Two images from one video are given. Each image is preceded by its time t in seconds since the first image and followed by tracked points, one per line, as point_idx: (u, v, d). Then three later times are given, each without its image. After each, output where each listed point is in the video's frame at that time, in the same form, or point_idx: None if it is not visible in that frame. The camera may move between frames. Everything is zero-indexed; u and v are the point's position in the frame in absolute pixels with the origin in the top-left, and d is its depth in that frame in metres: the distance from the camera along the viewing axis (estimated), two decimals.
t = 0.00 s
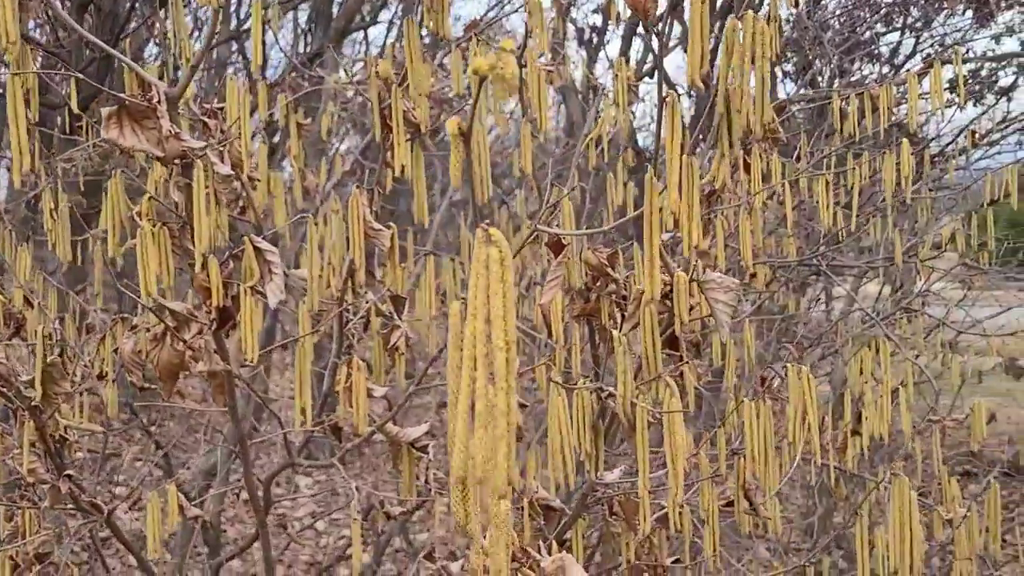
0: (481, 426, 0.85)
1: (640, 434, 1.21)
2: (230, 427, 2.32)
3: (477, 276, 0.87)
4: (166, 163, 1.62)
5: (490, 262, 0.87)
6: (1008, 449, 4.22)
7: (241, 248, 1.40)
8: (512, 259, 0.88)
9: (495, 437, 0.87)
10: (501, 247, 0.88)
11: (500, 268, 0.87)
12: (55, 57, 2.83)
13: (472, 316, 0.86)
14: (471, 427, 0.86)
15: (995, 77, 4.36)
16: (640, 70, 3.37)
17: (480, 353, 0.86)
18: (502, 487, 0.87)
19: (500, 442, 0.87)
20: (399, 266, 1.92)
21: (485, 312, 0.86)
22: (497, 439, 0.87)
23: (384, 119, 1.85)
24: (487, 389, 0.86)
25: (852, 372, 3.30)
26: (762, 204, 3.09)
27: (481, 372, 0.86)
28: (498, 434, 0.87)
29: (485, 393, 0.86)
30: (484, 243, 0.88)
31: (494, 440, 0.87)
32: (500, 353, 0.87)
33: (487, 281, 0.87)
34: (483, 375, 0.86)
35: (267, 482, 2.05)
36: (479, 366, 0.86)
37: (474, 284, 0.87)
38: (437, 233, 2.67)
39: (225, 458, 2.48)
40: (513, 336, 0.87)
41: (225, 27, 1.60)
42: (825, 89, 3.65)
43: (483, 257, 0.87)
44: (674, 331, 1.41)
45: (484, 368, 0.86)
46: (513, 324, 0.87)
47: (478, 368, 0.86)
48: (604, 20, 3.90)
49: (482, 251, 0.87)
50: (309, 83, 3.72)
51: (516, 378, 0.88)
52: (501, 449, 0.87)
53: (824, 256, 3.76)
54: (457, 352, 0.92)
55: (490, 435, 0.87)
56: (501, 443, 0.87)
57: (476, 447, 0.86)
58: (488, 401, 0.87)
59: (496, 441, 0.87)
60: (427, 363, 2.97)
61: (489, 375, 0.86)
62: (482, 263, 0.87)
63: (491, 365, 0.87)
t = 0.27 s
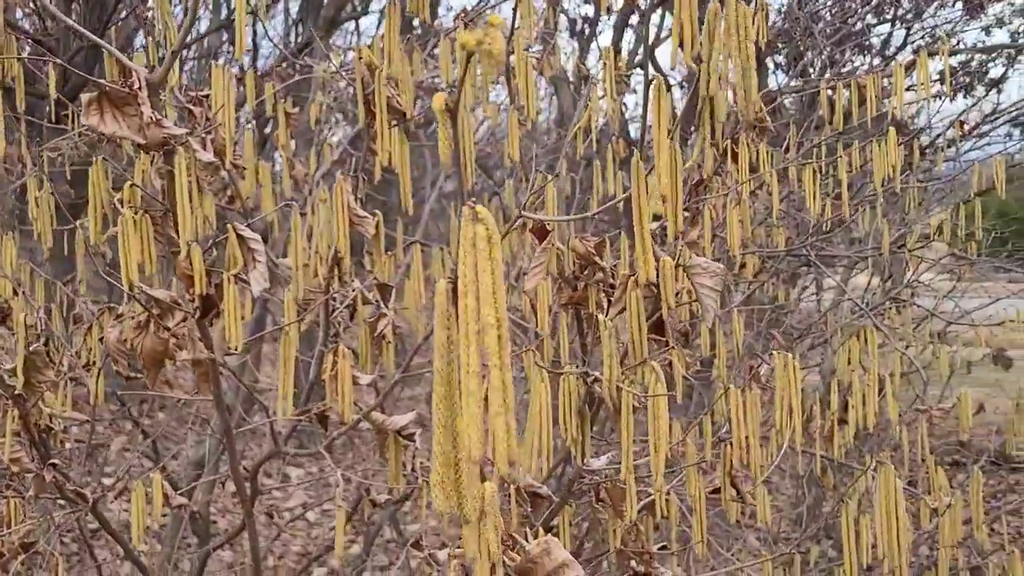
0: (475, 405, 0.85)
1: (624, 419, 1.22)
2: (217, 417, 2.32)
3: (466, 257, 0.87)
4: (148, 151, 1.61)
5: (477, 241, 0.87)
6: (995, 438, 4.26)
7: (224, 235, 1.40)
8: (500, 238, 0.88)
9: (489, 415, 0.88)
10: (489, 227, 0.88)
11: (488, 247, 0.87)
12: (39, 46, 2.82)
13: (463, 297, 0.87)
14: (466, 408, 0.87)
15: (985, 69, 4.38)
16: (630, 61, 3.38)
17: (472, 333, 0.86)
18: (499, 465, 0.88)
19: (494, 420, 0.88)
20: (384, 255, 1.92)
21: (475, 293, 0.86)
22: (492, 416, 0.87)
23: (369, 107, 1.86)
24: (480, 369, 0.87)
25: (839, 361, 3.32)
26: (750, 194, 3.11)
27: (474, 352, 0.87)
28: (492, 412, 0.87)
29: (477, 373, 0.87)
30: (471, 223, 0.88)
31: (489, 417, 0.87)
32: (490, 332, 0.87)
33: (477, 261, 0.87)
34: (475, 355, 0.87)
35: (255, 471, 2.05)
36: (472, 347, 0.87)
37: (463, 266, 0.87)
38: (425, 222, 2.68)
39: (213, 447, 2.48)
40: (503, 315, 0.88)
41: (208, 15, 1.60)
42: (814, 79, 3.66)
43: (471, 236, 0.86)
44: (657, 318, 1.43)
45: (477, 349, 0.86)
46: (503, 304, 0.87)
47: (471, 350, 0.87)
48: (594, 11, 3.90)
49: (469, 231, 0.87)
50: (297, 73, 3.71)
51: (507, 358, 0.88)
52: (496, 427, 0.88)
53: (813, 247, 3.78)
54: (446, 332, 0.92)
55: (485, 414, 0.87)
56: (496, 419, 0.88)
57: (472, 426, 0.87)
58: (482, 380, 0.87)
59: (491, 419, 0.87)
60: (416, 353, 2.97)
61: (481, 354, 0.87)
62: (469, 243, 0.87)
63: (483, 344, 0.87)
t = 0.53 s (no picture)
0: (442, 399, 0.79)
1: (608, 410, 1.25)
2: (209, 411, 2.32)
3: (438, 242, 0.80)
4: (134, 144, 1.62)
5: (452, 229, 0.80)
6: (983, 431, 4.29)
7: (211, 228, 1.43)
8: (473, 221, 0.81)
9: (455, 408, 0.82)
10: (461, 210, 0.80)
11: (462, 234, 0.80)
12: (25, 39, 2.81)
13: (434, 285, 0.79)
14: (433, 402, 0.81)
15: (974, 64, 4.40)
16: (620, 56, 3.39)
17: (443, 324, 0.79)
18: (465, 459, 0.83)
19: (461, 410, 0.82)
20: (372, 247, 1.93)
21: (448, 283, 0.79)
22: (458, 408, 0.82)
23: (357, 100, 1.87)
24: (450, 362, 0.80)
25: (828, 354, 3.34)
26: (739, 189, 3.12)
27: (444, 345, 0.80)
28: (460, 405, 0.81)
29: (447, 367, 0.80)
30: (445, 209, 0.81)
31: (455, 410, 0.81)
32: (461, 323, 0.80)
33: (449, 246, 0.80)
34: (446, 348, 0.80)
35: (243, 464, 2.05)
36: (440, 338, 0.80)
37: (435, 253, 0.80)
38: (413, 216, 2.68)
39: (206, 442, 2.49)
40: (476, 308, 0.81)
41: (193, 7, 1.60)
42: (804, 74, 3.68)
43: (445, 223, 0.79)
44: (641, 310, 1.45)
45: (446, 340, 0.79)
46: (476, 295, 0.80)
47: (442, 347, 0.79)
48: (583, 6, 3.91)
49: (443, 217, 0.80)
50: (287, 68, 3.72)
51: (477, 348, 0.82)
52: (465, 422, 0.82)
53: (802, 240, 3.79)
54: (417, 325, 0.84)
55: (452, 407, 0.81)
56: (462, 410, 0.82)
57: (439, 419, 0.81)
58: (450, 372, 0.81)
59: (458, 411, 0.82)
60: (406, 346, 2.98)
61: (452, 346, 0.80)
62: (443, 231, 0.80)
63: (452, 335, 0.80)
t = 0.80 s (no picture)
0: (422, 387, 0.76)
1: (595, 395, 1.27)
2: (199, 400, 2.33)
3: (419, 227, 0.78)
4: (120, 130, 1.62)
5: (432, 214, 0.78)
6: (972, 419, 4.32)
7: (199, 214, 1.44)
8: (453, 207, 0.79)
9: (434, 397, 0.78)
10: (442, 197, 0.78)
11: (442, 220, 0.78)
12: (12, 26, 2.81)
13: (415, 270, 0.77)
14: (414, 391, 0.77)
15: (966, 54, 4.41)
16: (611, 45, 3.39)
17: (423, 310, 0.77)
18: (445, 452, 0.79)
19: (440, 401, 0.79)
20: (361, 234, 1.94)
21: (429, 268, 0.77)
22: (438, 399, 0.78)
23: (345, 88, 1.87)
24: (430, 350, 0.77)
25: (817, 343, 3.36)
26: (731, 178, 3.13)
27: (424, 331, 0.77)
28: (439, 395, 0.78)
29: (429, 354, 0.77)
30: (425, 194, 0.79)
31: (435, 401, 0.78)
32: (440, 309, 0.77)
33: (428, 231, 0.78)
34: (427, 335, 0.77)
35: (233, 452, 2.06)
36: (421, 325, 0.77)
37: (415, 238, 0.78)
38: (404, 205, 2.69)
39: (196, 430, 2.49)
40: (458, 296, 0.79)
41: None
42: (795, 63, 3.69)
43: (426, 207, 0.77)
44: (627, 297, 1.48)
45: (428, 327, 0.77)
46: (457, 280, 0.78)
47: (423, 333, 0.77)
48: None
49: (423, 202, 0.78)
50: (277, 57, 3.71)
51: (458, 335, 0.79)
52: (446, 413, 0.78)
53: (792, 229, 3.81)
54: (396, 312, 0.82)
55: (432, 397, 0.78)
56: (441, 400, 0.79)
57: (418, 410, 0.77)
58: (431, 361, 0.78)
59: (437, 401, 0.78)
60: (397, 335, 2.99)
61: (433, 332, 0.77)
62: (423, 217, 0.78)
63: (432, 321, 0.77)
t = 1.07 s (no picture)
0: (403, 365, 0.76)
1: (580, 380, 1.28)
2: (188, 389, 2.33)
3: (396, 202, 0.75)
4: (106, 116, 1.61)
5: (409, 190, 0.75)
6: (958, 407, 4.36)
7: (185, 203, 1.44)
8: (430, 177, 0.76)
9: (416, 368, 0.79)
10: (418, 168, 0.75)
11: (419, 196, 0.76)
12: None
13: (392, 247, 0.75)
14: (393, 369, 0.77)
15: (955, 44, 4.43)
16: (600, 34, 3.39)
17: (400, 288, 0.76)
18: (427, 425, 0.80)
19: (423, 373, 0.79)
20: (349, 223, 1.94)
21: (406, 246, 0.75)
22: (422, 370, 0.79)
23: (331, 76, 1.87)
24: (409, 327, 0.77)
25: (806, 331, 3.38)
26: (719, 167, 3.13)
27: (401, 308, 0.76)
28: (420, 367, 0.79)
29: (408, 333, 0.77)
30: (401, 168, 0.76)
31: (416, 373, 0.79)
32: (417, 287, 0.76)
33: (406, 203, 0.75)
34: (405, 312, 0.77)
35: (222, 440, 2.06)
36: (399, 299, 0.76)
37: (391, 214, 0.75)
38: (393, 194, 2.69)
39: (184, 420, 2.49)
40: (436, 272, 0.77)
41: None
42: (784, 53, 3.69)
43: (402, 184, 0.75)
44: (611, 281, 1.50)
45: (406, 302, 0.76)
46: (435, 257, 0.76)
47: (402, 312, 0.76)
48: None
49: (400, 178, 0.75)
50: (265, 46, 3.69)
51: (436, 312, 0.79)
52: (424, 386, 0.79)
53: (781, 219, 3.82)
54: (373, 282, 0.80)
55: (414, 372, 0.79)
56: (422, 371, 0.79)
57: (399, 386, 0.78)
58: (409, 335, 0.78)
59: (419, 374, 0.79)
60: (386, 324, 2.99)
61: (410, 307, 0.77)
62: (399, 193, 0.76)
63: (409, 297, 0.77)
